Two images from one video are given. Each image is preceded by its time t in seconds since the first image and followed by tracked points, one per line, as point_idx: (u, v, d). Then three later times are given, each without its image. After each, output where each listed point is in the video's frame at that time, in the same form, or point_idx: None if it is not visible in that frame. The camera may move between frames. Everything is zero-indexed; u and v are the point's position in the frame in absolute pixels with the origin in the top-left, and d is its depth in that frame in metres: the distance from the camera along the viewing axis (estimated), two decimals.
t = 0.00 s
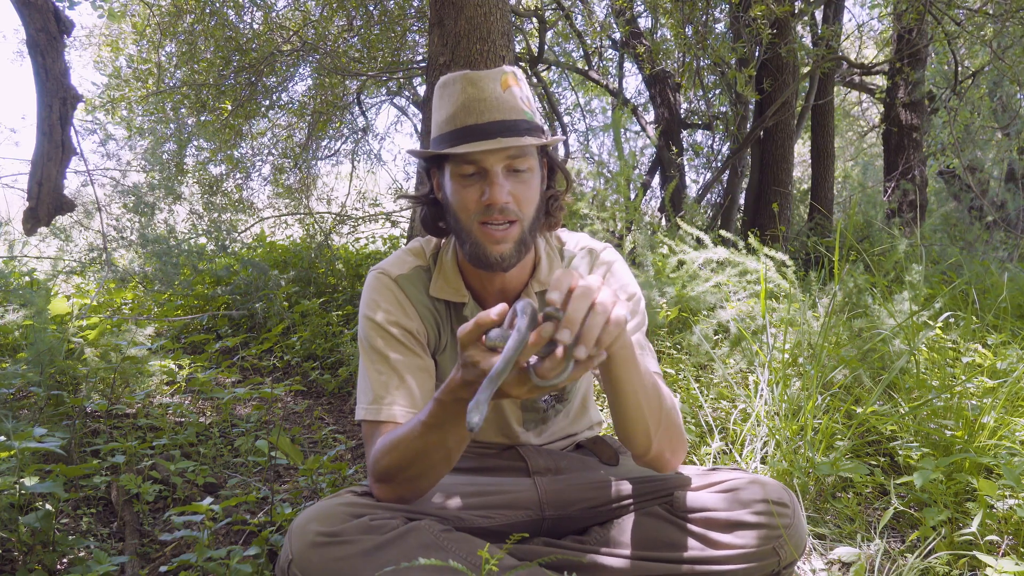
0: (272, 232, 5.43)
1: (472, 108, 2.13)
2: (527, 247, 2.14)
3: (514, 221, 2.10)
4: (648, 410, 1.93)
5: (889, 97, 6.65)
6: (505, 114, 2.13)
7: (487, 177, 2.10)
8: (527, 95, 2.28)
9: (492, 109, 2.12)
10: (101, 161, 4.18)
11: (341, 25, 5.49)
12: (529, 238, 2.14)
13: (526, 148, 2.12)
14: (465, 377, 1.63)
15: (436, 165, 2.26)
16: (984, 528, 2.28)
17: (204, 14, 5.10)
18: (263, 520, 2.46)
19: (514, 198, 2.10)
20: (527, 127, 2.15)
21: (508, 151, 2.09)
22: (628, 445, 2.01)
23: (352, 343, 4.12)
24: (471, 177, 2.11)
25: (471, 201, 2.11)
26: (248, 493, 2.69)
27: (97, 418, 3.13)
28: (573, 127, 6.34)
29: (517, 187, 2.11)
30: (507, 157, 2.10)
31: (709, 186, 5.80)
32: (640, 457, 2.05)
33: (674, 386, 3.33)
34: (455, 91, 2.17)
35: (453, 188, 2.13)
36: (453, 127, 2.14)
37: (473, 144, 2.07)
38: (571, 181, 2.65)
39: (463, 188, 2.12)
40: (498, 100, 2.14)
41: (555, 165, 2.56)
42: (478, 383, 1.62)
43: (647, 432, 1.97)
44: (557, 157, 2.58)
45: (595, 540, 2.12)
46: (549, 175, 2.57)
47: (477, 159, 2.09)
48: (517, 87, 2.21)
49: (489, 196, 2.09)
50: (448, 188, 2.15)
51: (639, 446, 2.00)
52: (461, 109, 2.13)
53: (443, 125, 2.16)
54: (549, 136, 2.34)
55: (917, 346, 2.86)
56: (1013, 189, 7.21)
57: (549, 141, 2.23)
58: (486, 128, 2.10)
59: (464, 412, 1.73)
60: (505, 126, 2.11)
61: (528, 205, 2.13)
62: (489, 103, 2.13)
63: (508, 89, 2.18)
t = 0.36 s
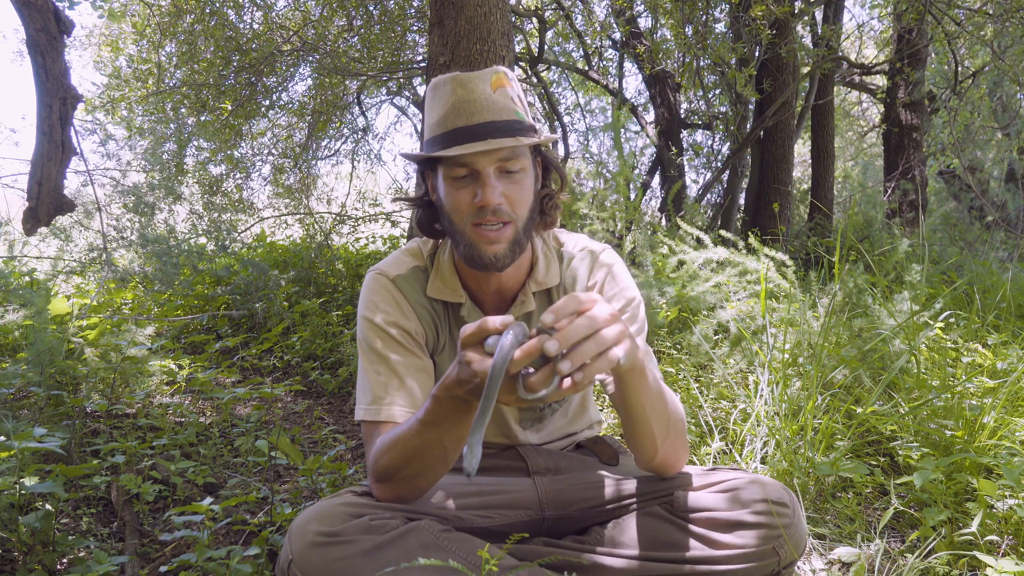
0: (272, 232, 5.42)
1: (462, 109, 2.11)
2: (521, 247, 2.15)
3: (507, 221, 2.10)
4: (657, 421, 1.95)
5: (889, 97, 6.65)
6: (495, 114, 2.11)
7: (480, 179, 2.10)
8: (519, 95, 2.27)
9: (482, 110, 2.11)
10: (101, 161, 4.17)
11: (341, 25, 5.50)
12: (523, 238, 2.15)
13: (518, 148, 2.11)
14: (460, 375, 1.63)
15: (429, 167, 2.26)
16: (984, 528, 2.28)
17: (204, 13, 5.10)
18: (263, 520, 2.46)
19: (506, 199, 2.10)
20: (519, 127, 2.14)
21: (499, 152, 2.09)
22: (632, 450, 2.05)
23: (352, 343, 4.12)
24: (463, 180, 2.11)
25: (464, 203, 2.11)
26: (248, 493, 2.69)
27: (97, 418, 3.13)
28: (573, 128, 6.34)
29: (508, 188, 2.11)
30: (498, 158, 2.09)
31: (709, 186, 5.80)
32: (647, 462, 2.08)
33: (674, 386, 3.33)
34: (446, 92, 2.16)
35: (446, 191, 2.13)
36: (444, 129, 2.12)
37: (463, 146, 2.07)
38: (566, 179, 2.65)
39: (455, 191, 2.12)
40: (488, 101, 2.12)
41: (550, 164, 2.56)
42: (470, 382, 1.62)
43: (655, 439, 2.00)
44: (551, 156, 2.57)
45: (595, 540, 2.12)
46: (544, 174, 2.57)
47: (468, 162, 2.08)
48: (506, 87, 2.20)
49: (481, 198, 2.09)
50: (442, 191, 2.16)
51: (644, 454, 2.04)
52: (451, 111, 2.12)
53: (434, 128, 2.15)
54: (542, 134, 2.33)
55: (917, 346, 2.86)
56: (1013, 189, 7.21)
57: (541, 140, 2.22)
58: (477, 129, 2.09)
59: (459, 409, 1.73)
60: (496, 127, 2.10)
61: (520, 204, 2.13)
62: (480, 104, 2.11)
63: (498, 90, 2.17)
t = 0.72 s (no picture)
0: (272, 232, 5.42)
1: (463, 109, 2.11)
2: (524, 246, 2.15)
3: (510, 221, 2.11)
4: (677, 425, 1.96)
5: (889, 97, 6.65)
6: (496, 114, 2.11)
7: (482, 179, 2.10)
8: (517, 94, 2.27)
9: (482, 110, 2.10)
10: (101, 161, 4.17)
11: (341, 25, 5.50)
12: (526, 237, 2.15)
13: (519, 146, 2.12)
14: (470, 381, 1.63)
15: (429, 168, 2.26)
16: (984, 528, 2.28)
17: (204, 14, 5.10)
18: (263, 520, 2.46)
19: (509, 198, 2.11)
20: (519, 126, 2.13)
21: (502, 152, 2.09)
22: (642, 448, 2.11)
23: (352, 344, 4.12)
24: (465, 180, 2.11)
25: (466, 204, 2.11)
26: (248, 493, 2.69)
27: (97, 418, 3.13)
28: (573, 128, 6.34)
29: (511, 187, 2.11)
30: (500, 158, 2.10)
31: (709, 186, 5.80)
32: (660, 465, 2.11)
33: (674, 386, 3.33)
34: (445, 93, 2.15)
35: (447, 191, 2.13)
36: (445, 129, 2.12)
37: (464, 146, 2.07)
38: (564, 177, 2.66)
39: (457, 191, 2.12)
40: (488, 100, 2.12)
41: (548, 163, 2.56)
42: (484, 387, 1.62)
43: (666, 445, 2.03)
44: (549, 154, 2.57)
45: (595, 540, 2.12)
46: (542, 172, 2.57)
47: (470, 161, 2.08)
48: (505, 87, 2.20)
49: (485, 198, 2.09)
50: (443, 191, 2.15)
51: (657, 456, 2.08)
52: (452, 111, 2.12)
53: (434, 128, 2.15)
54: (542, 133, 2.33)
55: (917, 346, 2.86)
56: (1013, 189, 7.21)
57: (541, 139, 2.22)
58: (478, 129, 2.09)
59: (461, 415, 1.73)
60: (496, 126, 2.09)
61: (523, 204, 2.14)
62: (480, 104, 2.11)
63: (497, 89, 2.17)
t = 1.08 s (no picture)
0: (272, 232, 5.41)
1: (480, 113, 2.12)
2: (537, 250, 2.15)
3: (526, 226, 2.11)
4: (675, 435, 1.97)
5: (889, 97, 6.65)
6: (513, 119, 2.12)
7: (498, 183, 2.11)
8: (530, 97, 2.27)
9: (501, 115, 2.11)
10: (101, 161, 4.17)
11: (341, 25, 5.50)
12: (539, 241, 2.16)
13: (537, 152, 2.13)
14: (493, 389, 1.65)
15: (440, 170, 2.26)
16: (984, 528, 2.28)
17: (204, 13, 5.10)
18: (263, 520, 2.46)
19: (525, 202, 2.11)
20: (535, 131, 2.15)
21: (520, 157, 2.10)
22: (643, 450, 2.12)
23: (352, 344, 4.12)
24: (481, 184, 2.12)
25: (482, 207, 2.11)
26: (248, 493, 2.69)
27: (97, 418, 3.13)
28: (573, 128, 6.34)
29: (528, 192, 2.11)
30: (518, 162, 2.10)
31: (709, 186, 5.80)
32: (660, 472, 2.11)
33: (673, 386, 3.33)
34: (461, 95, 2.14)
35: (461, 194, 2.14)
36: (461, 132, 2.13)
37: (482, 151, 2.08)
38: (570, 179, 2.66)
39: (473, 194, 2.12)
40: (506, 105, 2.12)
41: (554, 164, 2.55)
42: (507, 397, 1.66)
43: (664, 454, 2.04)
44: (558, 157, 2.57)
45: (595, 540, 2.12)
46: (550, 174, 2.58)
47: (487, 166, 2.09)
48: (521, 90, 2.21)
49: (502, 203, 2.10)
50: (457, 193, 2.16)
51: (657, 464, 2.08)
52: (470, 115, 2.12)
53: (449, 130, 2.15)
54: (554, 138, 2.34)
55: (917, 346, 2.86)
56: (1013, 189, 7.22)
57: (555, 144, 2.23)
58: (496, 134, 2.10)
59: (475, 421, 1.76)
60: (515, 131, 2.11)
61: (537, 208, 2.14)
62: (498, 108, 2.12)
63: (514, 92, 2.17)
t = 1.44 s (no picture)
0: (272, 232, 5.41)
1: (477, 112, 2.11)
2: (537, 247, 2.15)
3: (525, 224, 2.11)
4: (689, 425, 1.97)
5: (889, 97, 6.65)
6: (511, 117, 2.11)
7: (496, 182, 2.11)
8: (530, 93, 2.26)
9: (498, 113, 2.11)
10: (101, 161, 4.16)
11: (341, 25, 5.50)
12: (540, 239, 2.15)
13: (535, 149, 2.12)
14: (515, 399, 1.67)
15: (442, 170, 2.26)
16: (984, 528, 2.28)
17: (203, 14, 5.10)
18: (263, 520, 2.46)
19: (524, 201, 2.11)
20: (534, 128, 2.14)
21: (517, 155, 2.09)
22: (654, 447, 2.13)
23: (352, 344, 4.12)
24: (479, 182, 2.12)
25: (481, 206, 2.11)
26: (248, 493, 2.69)
27: (97, 418, 3.13)
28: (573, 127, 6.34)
29: (526, 190, 2.11)
30: (515, 160, 2.10)
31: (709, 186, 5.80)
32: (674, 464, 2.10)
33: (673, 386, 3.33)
34: (457, 94, 2.14)
35: (461, 193, 2.14)
36: (459, 132, 2.13)
37: (479, 150, 2.08)
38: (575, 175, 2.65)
39: (473, 193, 2.12)
40: (503, 103, 2.12)
41: (558, 161, 2.55)
42: (526, 407, 1.68)
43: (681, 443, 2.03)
44: (561, 154, 2.56)
45: (595, 540, 2.12)
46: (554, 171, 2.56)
47: (485, 165, 2.09)
48: (519, 87, 2.20)
49: (500, 201, 2.10)
50: (457, 193, 2.16)
51: (671, 453, 2.07)
52: (466, 114, 2.12)
53: (448, 130, 2.16)
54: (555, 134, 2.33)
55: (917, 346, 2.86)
56: (1013, 189, 7.22)
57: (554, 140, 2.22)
58: (493, 132, 2.10)
59: (490, 430, 1.77)
60: (511, 129, 2.10)
61: (537, 206, 2.14)
62: (494, 106, 2.11)
63: (511, 90, 2.16)
